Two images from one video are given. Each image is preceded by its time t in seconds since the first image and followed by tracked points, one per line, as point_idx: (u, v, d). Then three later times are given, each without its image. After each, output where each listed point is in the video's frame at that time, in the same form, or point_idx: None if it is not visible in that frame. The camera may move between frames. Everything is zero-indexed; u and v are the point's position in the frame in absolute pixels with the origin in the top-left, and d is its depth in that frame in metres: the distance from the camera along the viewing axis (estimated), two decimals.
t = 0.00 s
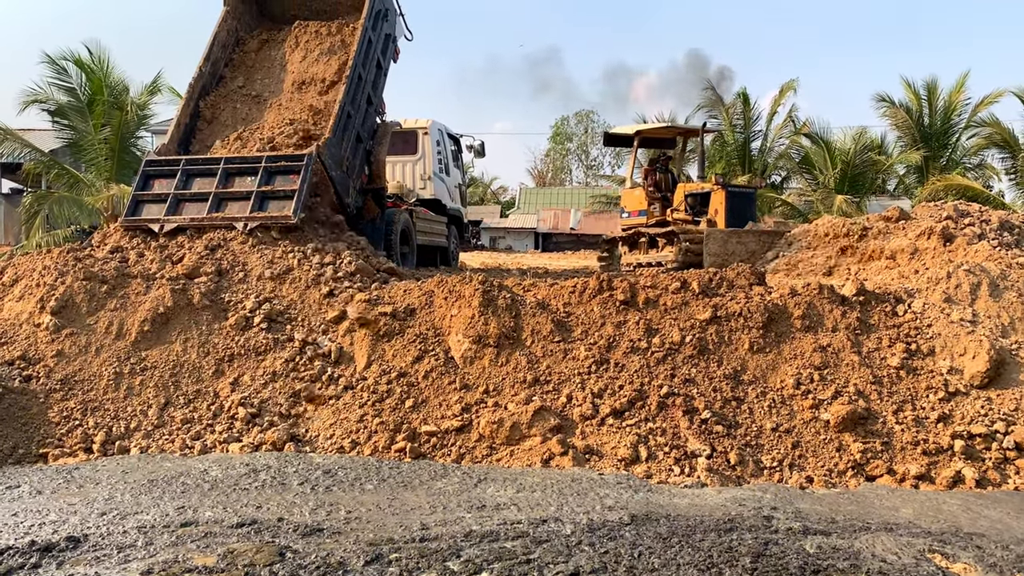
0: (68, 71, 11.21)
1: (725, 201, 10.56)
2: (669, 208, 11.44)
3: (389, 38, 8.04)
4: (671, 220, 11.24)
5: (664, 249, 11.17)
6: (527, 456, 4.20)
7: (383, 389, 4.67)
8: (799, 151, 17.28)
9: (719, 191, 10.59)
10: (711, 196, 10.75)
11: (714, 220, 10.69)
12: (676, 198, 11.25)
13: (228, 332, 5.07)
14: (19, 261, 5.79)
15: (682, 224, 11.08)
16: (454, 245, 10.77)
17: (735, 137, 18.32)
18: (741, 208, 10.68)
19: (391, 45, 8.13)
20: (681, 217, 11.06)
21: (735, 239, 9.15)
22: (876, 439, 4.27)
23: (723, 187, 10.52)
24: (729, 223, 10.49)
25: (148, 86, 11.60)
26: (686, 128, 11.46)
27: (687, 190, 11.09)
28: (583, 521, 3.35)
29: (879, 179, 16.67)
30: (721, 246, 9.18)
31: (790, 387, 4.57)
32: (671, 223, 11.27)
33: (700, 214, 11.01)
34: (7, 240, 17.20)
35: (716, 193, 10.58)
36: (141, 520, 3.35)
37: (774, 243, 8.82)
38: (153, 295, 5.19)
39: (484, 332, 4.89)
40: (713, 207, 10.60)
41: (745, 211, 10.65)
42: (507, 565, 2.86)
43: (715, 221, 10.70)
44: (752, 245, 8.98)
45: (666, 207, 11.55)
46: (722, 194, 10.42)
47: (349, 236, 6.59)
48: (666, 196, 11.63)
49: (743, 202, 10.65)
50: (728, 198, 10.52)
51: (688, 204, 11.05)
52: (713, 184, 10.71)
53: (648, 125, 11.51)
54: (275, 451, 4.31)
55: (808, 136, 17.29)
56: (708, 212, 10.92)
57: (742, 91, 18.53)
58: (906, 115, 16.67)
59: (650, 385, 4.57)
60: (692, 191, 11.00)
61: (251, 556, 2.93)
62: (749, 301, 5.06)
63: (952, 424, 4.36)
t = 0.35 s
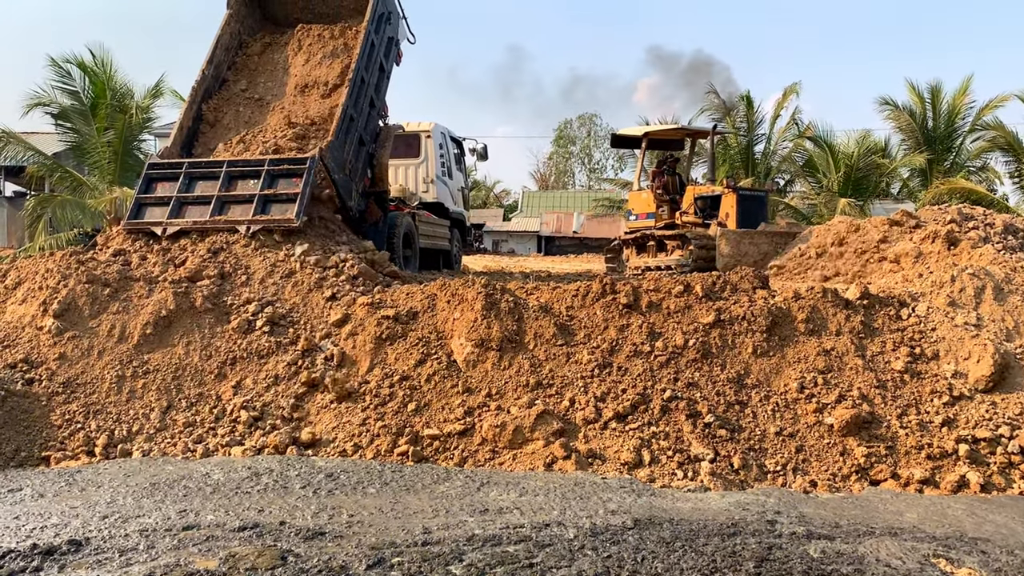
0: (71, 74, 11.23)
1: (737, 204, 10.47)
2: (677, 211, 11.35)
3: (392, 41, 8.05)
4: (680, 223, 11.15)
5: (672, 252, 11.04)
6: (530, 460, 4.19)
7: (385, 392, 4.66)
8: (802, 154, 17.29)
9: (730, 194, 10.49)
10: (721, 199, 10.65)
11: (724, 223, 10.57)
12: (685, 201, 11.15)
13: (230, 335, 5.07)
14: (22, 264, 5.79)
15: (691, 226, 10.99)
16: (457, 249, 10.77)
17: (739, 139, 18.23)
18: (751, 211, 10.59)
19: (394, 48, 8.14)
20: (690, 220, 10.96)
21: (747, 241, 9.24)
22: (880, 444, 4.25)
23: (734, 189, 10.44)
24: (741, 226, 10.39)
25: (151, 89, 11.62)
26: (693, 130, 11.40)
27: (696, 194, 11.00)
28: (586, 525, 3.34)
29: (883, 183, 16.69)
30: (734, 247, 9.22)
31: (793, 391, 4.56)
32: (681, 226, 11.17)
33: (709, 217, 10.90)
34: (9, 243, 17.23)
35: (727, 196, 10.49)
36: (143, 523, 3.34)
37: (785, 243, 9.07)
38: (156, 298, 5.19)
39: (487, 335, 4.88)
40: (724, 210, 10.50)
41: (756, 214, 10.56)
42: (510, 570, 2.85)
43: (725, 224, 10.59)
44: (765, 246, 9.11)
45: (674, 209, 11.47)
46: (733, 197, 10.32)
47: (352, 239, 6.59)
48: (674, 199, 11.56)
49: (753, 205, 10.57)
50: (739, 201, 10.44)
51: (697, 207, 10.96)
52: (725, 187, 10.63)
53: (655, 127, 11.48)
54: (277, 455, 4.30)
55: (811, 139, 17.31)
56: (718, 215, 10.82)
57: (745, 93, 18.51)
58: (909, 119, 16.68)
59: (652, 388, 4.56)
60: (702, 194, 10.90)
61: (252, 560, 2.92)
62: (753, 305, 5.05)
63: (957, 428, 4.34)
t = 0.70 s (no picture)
0: (71, 71, 11.23)
1: (745, 201, 10.35)
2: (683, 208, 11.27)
3: (392, 38, 8.04)
4: (686, 221, 11.08)
5: (679, 249, 11.01)
6: (529, 458, 4.19)
7: (385, 389, 4.66)
8: (802, 152, 17.26)
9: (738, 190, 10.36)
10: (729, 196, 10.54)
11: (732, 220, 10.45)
12: (691, 198, 11.03)
13: (230, 333, 5.07)
14: (22, 260, 5.79)
15: (698, 224, 10.87)
16: (456, 246, 10.76)
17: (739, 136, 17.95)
18: (759, 208, 10.46)
19: (394, 45, 8.13)
20: (696, 217, 10.86)
21: (755, 238, 9.27)
22: (879, 442, 4.25)
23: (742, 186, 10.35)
24: (748, 223, 10.28)
25: (151, 86, 11.62)
26: (698, 126, 11.35)
27: (703, 190, 10.87)
28: (585, 522, 3.35)
29: (883, 181, 16.65)
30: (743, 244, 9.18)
31: (792, 389, 4.56)
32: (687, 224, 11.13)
33: (716, 213, 10.78)
34: (9, 239, 17.25)
35: (734, 192, 10.36)
36: (143, 520, 3.35)
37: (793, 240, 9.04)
38: (156, 295, 5.20)
39: (486, 333, 4.88)
40: (731, 206, 10.38)
41: (764, 211, 10.42)
42: (509, 567, 2.86)
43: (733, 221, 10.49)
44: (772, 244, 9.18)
45: (680, 207, 11.43)
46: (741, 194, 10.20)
47: (352, 237, 6.59)
48: (680, 196, 11.46)
49: (761, 202, 10.43)
50: (747, 198, 10.32)
51: (703, 204, 10.86)
52: (733, 183, 10.52)
53: (660, 124, 11.44)
54: (276, 452, 4.30)
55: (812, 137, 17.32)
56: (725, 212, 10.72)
57: (746, 91, 18.49)
58: (909, 117, 16.68)
59: (652, 386, 4.56)
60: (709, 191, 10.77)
61: (252, 557, 2.92)
62: (752, 302, 5.06)
63: (956, 426, 4.35)
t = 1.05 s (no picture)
0: (67, 66, 11.19)
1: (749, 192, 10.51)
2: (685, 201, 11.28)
3: (389, 32, 8.02)
4: (689, 214, 11.10)
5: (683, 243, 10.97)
6: (528, 451, 4.19)
7: (383, 384, 4.66)
8: (800, 145, 17.28)
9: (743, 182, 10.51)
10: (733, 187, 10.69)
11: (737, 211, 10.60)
12: (694, 191, 11.17)
13: (227, 328, 5.06)
14: (19, 256, 5.78)
15: (702, 216, 10.93)
16: (454, 241, 10.75)
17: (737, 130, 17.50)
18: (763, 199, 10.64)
19: (391, 38, 8.11)
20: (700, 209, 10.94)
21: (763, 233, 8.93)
22: (878, 434, 4.25)
23: (747, 178, 10.44)
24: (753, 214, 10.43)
25: (147, 81, 11.59)
26: (701, 117, 11.31)
27: (706, 182, 11.02)
28: (584, 515, 3.35)
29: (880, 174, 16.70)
30: (751, 239, 8.87)
31: (790, 381, 4.56)
32: (690, 217, 11.10)
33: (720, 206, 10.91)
34: (6, 236, 17.22)
35: (738, 183, 10.52)
36: (141, 516, 3.34)
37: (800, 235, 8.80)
38: (153, 291, 5.18)
39: (484, 327, 4.88)
40: (736, 198, 10.54)
41: (768, 201, 10.61)
42: (508, 561, 2.86)
43: (738, 212, 10.61)
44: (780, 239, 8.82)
45: (682, 200, 11.40)
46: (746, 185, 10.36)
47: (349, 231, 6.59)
48: (683, 188, 11.45)
49: (765, 193, 10.63)
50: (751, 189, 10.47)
51: (708, 196, 10.97)
52: (736, 175, 10.66)
53: (663, 116, 11.40)
54: (275, 447, 4.30)
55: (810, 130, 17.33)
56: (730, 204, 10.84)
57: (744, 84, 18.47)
58: (906, 109, 16.68)
59: (650, 379, 4.56)
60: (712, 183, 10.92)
61: (251, 552, 2.92)
62: (750, 296, 5.05)
63: (953, 418, 4.35)
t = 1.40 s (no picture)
0: (62, 62, 11.17)
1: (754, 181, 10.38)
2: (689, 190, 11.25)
3: (386, 24, 8.00)
4: (693, 202, 11.07)
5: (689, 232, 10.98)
6: (528, 443, 4.19)
7: (382, 377, 4.66)
8: (799, 133, 17.28)
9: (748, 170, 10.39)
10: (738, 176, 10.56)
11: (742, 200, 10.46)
12: (698, 179, 11.07)
13: (226, 323, 5.06)
14: (17, 253, 5.77)
15: (705, 205, 10.89)
16: (453, 233, 10.72)
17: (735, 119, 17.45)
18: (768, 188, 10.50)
19: (388, 31, 8.09)
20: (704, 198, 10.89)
21: (771, 219, 8.47)
22: (877, 421, 4.26)
23: (751, 167, 10.34)
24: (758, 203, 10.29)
25: (143, 76, 11.57)
26: (704, 106, 11.29)
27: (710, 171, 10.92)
28: (584, 506, 3.35)
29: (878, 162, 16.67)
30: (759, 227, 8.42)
31: (790, 370, 4.56)
32: (694, 206, 11.07)
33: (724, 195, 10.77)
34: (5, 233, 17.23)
35: (744, 172, 10.42)
36: (142, 510, 3.34)
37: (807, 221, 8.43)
38: (151, 286, 5.18)
39: (483, 319, 4.87)
40: (741, 186, 10.42)
41: (774, 190, 10.46)
42: (509, 552, 2.86)
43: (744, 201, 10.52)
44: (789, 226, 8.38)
45: (685, 188, 11.36)
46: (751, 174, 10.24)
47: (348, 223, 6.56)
48: (685, 177, 11.42)
49: (771, 182, 10.49)
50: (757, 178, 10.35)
51: (711, 185, 10.88)
52: (741, 163, 10.52)
53: (665, 104, 11.39)
54: (275, 440, 4.30)
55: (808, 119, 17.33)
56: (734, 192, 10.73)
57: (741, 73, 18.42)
58: (904, 97, 16.66)
59: (649, 369, 4.56)
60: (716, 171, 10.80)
61: (251, 546, 2.92)
62: (749, 285, 5.05)
63: (953, 405, 4.35)
